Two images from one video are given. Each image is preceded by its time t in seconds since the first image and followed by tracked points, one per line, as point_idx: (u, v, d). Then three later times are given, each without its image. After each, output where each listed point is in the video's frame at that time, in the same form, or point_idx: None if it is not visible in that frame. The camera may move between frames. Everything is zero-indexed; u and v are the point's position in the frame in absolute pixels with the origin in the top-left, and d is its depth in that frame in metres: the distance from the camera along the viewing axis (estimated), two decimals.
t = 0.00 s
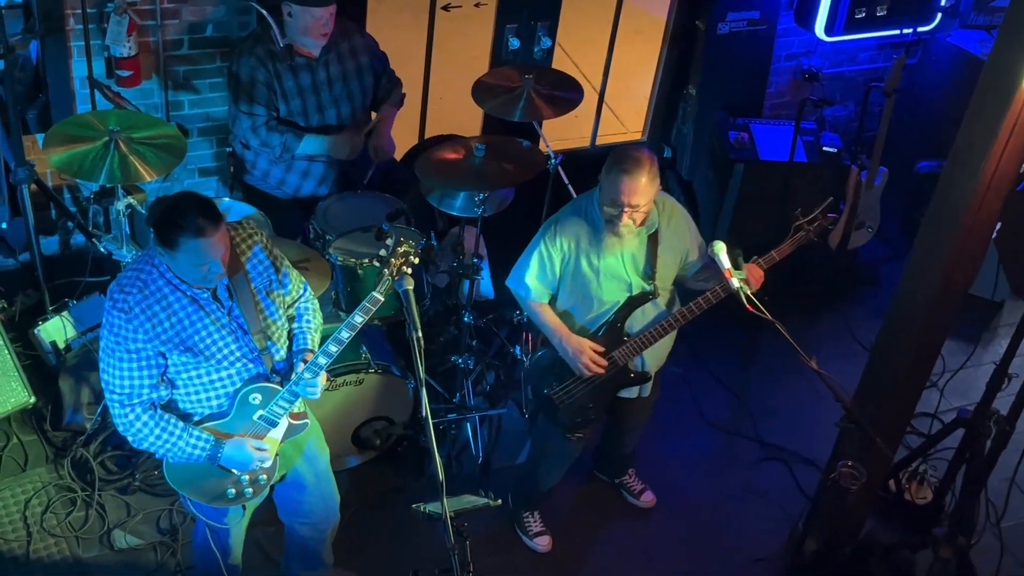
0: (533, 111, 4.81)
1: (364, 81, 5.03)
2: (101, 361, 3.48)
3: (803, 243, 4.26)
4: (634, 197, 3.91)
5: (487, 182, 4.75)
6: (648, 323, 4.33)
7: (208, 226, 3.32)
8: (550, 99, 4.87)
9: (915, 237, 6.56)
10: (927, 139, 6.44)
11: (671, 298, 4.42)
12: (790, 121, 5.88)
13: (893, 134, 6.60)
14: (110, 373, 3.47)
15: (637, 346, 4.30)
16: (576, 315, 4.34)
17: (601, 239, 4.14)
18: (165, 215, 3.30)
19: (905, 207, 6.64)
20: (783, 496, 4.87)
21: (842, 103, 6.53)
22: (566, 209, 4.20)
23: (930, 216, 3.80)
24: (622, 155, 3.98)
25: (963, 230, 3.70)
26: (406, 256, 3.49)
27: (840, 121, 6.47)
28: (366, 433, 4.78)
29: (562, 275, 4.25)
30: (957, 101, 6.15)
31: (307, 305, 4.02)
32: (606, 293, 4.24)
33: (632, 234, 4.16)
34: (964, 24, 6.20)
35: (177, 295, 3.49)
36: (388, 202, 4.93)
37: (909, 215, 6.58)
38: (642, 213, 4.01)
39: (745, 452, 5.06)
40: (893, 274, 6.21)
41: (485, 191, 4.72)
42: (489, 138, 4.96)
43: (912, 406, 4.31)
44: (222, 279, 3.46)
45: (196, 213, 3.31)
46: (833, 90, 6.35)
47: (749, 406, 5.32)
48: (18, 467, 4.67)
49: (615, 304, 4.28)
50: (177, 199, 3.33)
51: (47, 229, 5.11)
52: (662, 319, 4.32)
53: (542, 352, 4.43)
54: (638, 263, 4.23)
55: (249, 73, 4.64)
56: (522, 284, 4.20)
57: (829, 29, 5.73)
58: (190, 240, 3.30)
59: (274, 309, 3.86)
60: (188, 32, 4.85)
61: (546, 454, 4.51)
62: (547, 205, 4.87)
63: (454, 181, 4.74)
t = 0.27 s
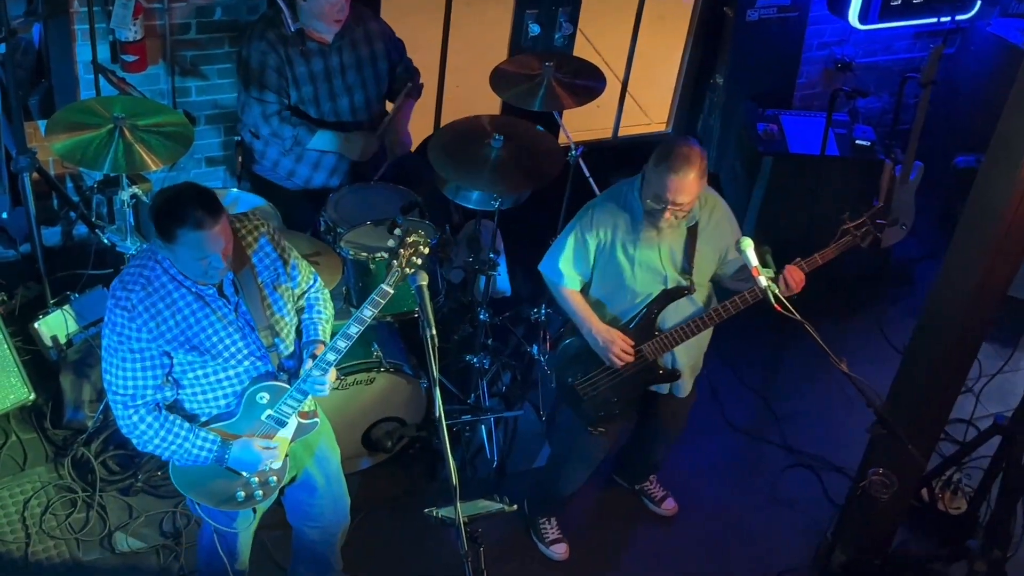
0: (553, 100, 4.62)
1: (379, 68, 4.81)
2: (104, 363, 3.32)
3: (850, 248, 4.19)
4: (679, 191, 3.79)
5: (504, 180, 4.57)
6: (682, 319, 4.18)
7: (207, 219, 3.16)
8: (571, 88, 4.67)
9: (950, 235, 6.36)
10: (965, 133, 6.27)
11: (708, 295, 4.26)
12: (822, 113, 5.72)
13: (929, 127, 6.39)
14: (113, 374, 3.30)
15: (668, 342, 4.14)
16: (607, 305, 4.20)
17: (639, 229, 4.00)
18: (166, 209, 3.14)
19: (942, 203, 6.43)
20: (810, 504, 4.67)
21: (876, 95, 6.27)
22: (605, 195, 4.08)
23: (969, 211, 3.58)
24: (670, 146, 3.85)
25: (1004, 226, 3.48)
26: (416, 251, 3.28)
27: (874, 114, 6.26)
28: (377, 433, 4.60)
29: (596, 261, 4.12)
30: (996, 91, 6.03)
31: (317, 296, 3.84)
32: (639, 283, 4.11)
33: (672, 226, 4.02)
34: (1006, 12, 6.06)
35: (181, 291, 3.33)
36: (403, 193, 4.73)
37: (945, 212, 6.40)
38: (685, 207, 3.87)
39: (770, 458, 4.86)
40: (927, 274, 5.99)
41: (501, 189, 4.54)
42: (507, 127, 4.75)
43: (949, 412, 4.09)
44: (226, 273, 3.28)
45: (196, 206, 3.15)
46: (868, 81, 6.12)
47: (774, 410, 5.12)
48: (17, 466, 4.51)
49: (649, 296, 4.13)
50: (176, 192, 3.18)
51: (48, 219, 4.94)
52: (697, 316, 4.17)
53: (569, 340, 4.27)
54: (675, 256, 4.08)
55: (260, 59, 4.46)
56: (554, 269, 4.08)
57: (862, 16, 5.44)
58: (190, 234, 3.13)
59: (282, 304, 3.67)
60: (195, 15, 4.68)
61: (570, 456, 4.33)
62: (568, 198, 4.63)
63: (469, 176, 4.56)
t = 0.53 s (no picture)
0: (577, 85, 4.37)
1: (394, 50, 4.56)
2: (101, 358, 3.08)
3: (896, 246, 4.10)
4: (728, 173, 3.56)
5: (524, 168, 4.31)
6: (715, 314, 3.91)
7: (216, 208, 2.91)
8: (596, 72, 4.42)
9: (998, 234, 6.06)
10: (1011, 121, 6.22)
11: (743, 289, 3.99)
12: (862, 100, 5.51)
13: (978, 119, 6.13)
14: (110, 370, 3.06)
15: (698, 337, 3.88)
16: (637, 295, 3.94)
17: (673, 213, 3.74)
18: (172, 197, 2.89)
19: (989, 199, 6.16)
20: (844, 514, 4.41)
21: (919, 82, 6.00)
22: (640, 176, 3.82)
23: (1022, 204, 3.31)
24: (718, 127, 3.61)
25: None
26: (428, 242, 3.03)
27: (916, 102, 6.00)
28: (388, 434, 4.35)
29: (626, 248, 3.86)
30: None
31: (326, 286, 3.61)
32: (671, 273, 3.84)
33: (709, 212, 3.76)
34: None
35: (185, 284, 3.10)
36: (416, 181, 4.50)
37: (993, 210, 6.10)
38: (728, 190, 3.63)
39: (802, 464, 4.60)
40: (974, 273, 5.72)
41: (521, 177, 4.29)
42: (528, 113, 4.50)
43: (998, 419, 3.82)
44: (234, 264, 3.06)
45: (204, 195, 2.91)
46: (911, 68, 5.87)
47: (805, 413, 4.86)
48: (10, 464, 4.30)
49: (682, 287, 3.86)
50: (182, 178, 2.93)
51: (45, 206, 4.75)
52: (730, 311, 3.90)
53: (596, 328, 4.00)
54: (710, 246, 3.81)
55: (269, 42, 4.22)
56: (582, 254, 3.82)
57: None
58: (197, 224, 2.89)
59: (289, 297, 3.45)
60: None
61: (583, 466, 4.07)
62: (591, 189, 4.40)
63: (487, 165, 4.32)
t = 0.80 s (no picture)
0: (604, 67, 4.10)
1: (411, 31, 4.30)
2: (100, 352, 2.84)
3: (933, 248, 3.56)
4: (763, 165, 3.30)
5: (547, 156, 4.05)
6: (740, 317, 3.66)
7: (229, 197, 2.66)
8: (625, 54, 4.15)
9: None
10: None
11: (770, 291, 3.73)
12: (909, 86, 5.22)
13: None
14: (109, 365, 2.82)
15: (722, 343, 3.64)
16: (658, 298, 3.67)
17: (701, 210, 3.48)
18: (181, 183, 2.65)
19: None
20: (885, 527, 4.13)
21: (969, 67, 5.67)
22: (661, 170, 3.55)
23: None
24: (749, 116, 3.36)
25: None
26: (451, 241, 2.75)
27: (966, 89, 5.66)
28: (401, 437, 4.09)
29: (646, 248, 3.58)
30: None
31: (339, 284, 3.36)
32: (694, 275, 3.56)
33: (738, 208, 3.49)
34: None
35: (192, 276, 2.85)
36: (434, 169, 4.24)
37: None
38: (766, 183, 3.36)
39: (840, 473, 4.33)
40: None
41: (545, 165, 4.03)
42: (553, 99, 4.24)
43: None
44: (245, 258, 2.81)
45: (216, 182, 2.66)
46: (960, 52, 5.50)
47: (841, 418, 4.59)
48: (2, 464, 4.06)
49: (705, 289, 3.59)
50: (190, 167, 2.68)
51: (41, 192, 4.52)
52: (756, 314, 3.65)
53: (608, 335, 3.76)
54: (736, 244, 3.54)
55: (280, 20, 3.96)
56: (599, 254, 3.55)
57: None
58: (208, 215, 2.64)
59: (301, 294, 3.20)
60: None
61: (614, 473, 3.85)
62: (619, 178, 4.15)
63: (509, 152, 4.06)
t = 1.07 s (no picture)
0: (633, 57, 4.00)
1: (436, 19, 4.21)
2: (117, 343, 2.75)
3: (959, 241, 3.29)
4: (784, 170, 3.15)
5: (573, 150, 3.95)
6: (761, 320, 3.53)
7: (255, 177, 2.58)
8: (654, 44, 4.05)
9: None
10: None
11: (790, 292, 3.60)
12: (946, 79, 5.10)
13: None
14: (127, 355, 2.73)
15: (745, 347, 3.50)
16: (677, 304, 3.52)
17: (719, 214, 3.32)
18: (204, 166, 2.56)
19: None
20: (920, 532, 4.01)
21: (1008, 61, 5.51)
22: (676, 174, 3.39)
23: None
24: (768, 117, 3.20)
25: None
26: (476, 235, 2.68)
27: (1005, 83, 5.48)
28: (422, 435, 3.98)
29: (664, 254, 3.42)
30: None
31: (361, 280, 3.26)
32: (713, 281, 3.41)
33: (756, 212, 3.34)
34: None
35: (212, 265, 2.75)
36: (457, 160, 4.14)
37: None
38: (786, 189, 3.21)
39: (872, 476, 4.22)
40: None
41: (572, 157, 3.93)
42: (581, 89, 4.14)
43: None
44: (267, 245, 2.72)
45: (241, 163, 2.57)
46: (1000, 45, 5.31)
47: (871, 419, 4.48)
48: (14, 459, 3.98)
49: (725, 294, 3.45)
50: (216, 147, 2.60)
51: (57, 181, 4.44)
52: (778, 317, 3.52)
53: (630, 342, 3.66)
54: (756, 246, 3.40)
55: (302, 7, 3.88)
56: (615, 265, 3.38)
57: None
58: (234, 194, 2.55)
59: (321, 287, 3.11)
60: None
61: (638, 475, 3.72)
62: (646, 171, 4.06)
63: (534, 145, 3.96)
